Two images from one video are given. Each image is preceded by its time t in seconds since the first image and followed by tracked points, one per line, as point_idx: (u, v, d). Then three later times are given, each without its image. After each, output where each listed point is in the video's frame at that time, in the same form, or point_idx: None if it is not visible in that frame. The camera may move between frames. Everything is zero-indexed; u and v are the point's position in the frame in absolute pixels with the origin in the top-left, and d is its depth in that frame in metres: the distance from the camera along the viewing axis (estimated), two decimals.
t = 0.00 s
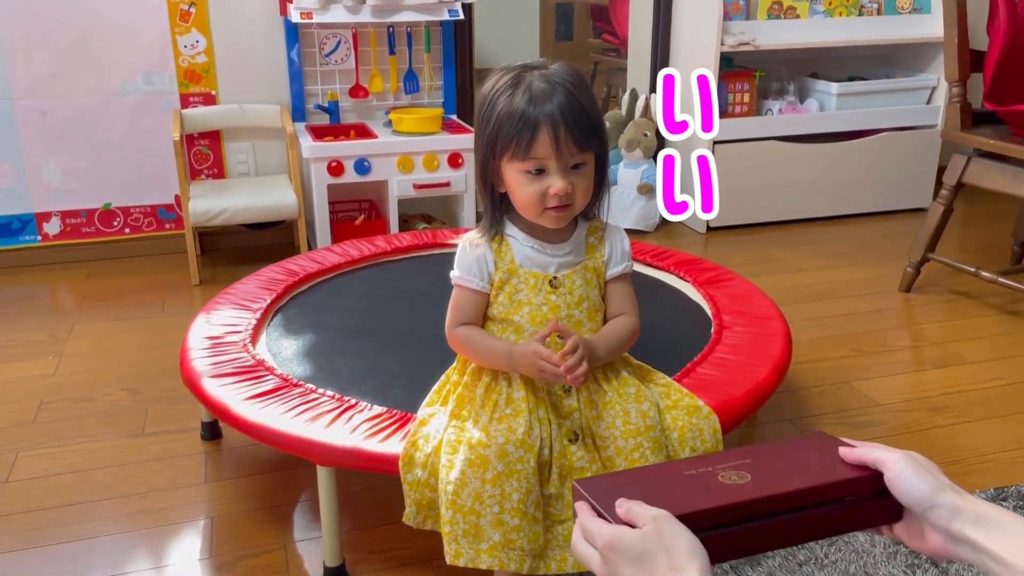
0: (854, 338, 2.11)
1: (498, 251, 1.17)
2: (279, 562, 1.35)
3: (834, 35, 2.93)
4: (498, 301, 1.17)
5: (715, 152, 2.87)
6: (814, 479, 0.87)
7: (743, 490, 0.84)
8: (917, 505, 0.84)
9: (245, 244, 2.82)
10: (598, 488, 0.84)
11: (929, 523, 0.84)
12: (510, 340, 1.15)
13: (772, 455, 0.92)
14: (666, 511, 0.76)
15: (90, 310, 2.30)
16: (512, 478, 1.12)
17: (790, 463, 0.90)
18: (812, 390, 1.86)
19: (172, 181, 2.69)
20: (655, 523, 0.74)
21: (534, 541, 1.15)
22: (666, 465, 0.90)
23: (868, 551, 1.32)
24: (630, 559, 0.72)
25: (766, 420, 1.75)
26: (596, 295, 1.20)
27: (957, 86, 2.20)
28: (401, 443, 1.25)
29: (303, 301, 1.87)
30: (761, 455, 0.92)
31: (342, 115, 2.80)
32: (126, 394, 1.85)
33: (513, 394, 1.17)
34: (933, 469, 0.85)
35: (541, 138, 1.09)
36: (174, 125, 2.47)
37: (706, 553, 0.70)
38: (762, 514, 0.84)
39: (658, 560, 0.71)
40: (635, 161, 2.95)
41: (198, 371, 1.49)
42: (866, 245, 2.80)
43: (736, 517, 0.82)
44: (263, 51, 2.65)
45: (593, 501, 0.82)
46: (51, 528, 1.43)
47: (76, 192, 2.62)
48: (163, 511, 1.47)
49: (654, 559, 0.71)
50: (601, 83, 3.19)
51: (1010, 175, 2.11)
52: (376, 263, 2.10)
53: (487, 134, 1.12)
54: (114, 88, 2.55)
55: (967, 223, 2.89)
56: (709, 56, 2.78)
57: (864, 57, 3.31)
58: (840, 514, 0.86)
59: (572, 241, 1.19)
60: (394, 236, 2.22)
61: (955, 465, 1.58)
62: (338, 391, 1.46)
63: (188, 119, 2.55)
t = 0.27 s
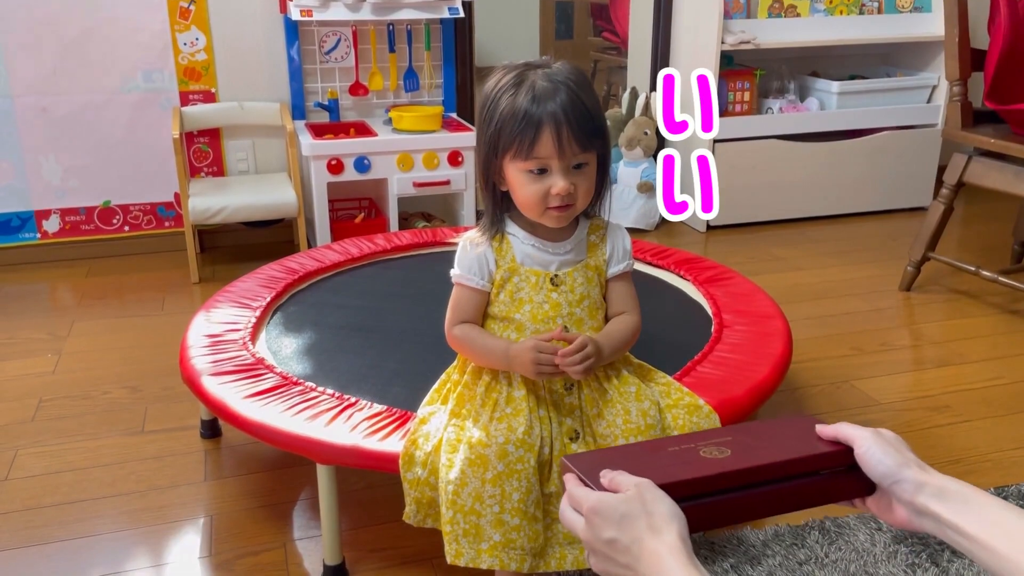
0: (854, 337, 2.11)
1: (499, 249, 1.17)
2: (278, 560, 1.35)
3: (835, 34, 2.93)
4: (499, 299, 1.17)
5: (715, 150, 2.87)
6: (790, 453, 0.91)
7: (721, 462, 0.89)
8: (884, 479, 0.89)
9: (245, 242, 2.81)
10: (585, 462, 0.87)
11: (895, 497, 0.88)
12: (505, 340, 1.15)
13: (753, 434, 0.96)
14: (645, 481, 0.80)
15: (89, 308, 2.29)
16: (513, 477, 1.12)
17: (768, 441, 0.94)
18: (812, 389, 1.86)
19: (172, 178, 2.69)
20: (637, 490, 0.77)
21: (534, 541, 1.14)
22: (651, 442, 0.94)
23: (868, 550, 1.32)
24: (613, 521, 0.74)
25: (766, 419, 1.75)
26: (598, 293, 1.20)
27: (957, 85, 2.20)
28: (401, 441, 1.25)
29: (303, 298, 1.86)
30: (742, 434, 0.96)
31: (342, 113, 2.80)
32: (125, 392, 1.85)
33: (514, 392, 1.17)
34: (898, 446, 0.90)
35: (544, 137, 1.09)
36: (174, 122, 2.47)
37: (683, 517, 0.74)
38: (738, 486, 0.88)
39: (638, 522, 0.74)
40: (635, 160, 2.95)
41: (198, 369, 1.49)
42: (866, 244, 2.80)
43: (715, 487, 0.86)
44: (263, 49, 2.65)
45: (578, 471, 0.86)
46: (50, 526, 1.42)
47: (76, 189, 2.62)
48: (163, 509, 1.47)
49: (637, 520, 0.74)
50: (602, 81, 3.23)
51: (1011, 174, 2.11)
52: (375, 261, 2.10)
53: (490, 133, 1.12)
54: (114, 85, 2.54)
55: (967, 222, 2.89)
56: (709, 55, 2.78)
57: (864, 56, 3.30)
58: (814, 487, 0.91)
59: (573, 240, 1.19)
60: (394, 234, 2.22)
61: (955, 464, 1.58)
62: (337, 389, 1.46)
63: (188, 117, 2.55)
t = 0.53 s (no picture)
0: (855, 335, 2.11)
1: (501, 248, 1.16)
2: (277, 559, 1.35)
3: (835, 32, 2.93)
4: (501, 298, 1.17)
5: (715, 148, 2.86)
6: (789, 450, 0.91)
7: (720, 457, 0.89)
8: (876, 476, 0.88)
9: (244, 240, 2.81)
10: (586, 451, 0.89)
11: (888, 494, 0.88)
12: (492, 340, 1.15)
13: (752, 431, 0.96)
14: (644, 476, 0.79)
15: (88, 306, 2.29)
16: (513, 478, 1.12)
17: (768, 437, 0.94)
18: (812, 388, 1.86)
19: (171, 175, 2.69)
20: (636, 485, 0.76)
21: (534, 541, 1.14)
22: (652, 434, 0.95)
23: (868, 548, 1.32)
24: (612, 516, 0.74)
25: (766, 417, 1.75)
26: (600, 292, 1.19)
27: (958, 83, 2.20)
28: (401, 439, 1.25)
29: (302, 296, 1.86)
30: (741, 426, 0.97)
31: (342, 110, 2.79)
32: (124, 389, 1.85)
33: (514, 392, 1.17)
34: (893, 443, 0.89)
35: (551, 134, 1.08)
36: (173, 119, 2.46)
37: (683, 511, 0.74)
38: (737, 481, 0.88)
39: (638, 518, 0.73)
40: (635, 158, 2.94)
41: (197, 367, 1.49)
42: (866, 242, 2.80)
43: (714, 482, 0.87)
44: (263, 46, 2.64)
45: (578, 463, 0.87)
46: (50, 524, 1.42)
47: (75, 187, 2.61)
48: (162, 507, 1.47)
49: (637, 515, 0.73)
50: (603, 77, 3.27)
51: (1011, 172, 2.11)
52: (375, 259, 2.10)
53: (495, 130, 1.12)
54: (113, 82, 2.54)
55: (967, 220, 2.88)
56: (709, 53, 2.77)
57: (865, 54, 3.30)
58: (809, 484, 0.91)
59: (576, 238, 1.19)
60: (394, 232, 2.21)
61: (955, 463, 1.58)
62: (337, 387, 1.46)
63: (187, 114, 2.54)
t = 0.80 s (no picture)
0: (854, 331, 2.10)
1: (506, 244, 1.15)
2: (272, 556, 1.34)
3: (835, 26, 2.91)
4: (505, 295, 1.16)
5: (714, 143, 2.85)
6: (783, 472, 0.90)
7: (715, 482, 0.87)
8: (873, 498, 0.84)
9: (241, 235, 2.80)
10: (583, 477, 0.87)
11: (885, 517, 0.83)
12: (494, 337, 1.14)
13: (744, 451, 0.95)
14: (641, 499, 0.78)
15: (83, 301, 2.28)
16: (511, 479, 1.11)
17: (762, 459, 0.93)
18: (811, 384, 1.85)
19: (167, 170, 2.67)
20: (632, 507, 0.75)
21: (531, 541, 1.14)
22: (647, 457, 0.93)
23: (867, 545, 1.31)
24: (609, 538, 0.73)
25: (765, 413, 1.74)
26: (605, 289, 1.18)
27: (958, 77, 2.18)
28: (398, 435, 1.24)
29: (299, 291, 1.85)
30: (735, 450, 0.95)
31: (338, 105, 2.78)
32: (119, 385, 1.84)
33: (514, 391, 1.14)
34: (890, 467, 0.86)
35: (561, 128, 1.07)
36: (169, 114, 2.45)
37: (680, 534, 0.73)
38: (734, 504, 0.87)
39: (634, 539, 0.72)
40: (634, 153, 2.94)
41: (192, 362, 1.47)
42: (865, 237, 2.79)
43: (709, 505, 0.85)
44: (259, 40, 2.63)
45: (573, 486, 0.85)
46: (44, 521, 1.41)
47: (70, 182, 2.60)
48: (157, 504, 1.46)
49: (633, 537, 0.72)
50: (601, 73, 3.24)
51: (1011, 167, 2.10)
52: (372, 254, 2.09)
53: (503, 123, 1.10)
54: (109, 77, 2.52)
55: (967, 216, 2.87)
56: (708, 47, 2.76)
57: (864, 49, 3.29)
58: (804, 507, 0.89)
59: (582, 236, 1.17)
60: (391, 227, 2.20)
61: (954, 459, 1.57)
62: (333, 383, 1.45)
63: (183, 108, 2.52)
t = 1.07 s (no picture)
0: (852, 325, 2.10)
1: (510, 237, 1.14)
2: (269, 551, 1.34)
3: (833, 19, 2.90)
4: (509, 289, 1.15)
5: (712, 137, 2.85)
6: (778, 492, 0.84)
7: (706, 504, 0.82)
8: (863, 521, 0.80)
9: (238, 230, 2.79)
10: (575, 500, 0.82)
11: (876, 540, 0.79)
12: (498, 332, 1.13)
13: (740, 468, 0.89)
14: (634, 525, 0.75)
15: (80, 296, 2.27)
16: (511, 478, 1.11)
17: (758, 479, 0.87)
18: (808, 378, 1.84)
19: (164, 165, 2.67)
20: (625, 535, 0.73)
21: (528, 537, 1.14)
22: (638, 479, 0.88)
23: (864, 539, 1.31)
24: (602, 568, 0.71)
25: (763, 407, 1.74)
26: (608, 284, 1.18)
27: (957, 70, 2.18)
28: (395, 429, 1.23)
29: (297, 286, 1.85)
30: (730, 470, 0.89)
31: (336, 99, 2.77)
32: (116, 380, 1.83)
33: (517, 387, 1.14)
34: (880, 487, 0.82)
35: (568, 124, 1.06)
36: (165, 108, 2.44)
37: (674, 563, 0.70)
38: (727, 527, 0.81)
39: (628, 569, 0.70)
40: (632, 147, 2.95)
41: (189, 357, 1.47)
42: (864, 231, 2.78)
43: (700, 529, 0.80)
44: (255, 34, 2.62)
45: (567, 511, 0.81)
46: (40, 516, 1.41)
47: (66, 177, 2.59)
48: (153, 499, 1.45)
49: (626, 568, 0.70)
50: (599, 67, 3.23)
51: (1010, 160, 2.09)
52: (369, 249, 2.08)
53: (509, 115, 1.09)
54: (105, 71, 2.51)
55: (966, 209, 2.87)
56: (706, 41, 2.75)
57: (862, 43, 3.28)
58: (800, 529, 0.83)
59: (586, 229, 1.17)
60: (389, 221, 2.20)
61: (952, 453, 1.57)
62: (330, 377, 1.45)
63: (180, 103, 2.52)
